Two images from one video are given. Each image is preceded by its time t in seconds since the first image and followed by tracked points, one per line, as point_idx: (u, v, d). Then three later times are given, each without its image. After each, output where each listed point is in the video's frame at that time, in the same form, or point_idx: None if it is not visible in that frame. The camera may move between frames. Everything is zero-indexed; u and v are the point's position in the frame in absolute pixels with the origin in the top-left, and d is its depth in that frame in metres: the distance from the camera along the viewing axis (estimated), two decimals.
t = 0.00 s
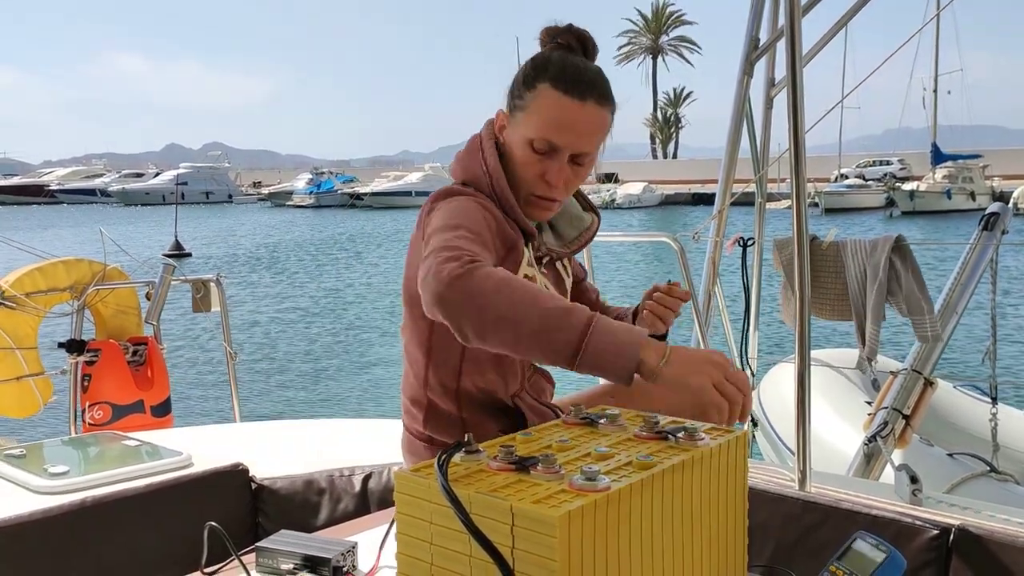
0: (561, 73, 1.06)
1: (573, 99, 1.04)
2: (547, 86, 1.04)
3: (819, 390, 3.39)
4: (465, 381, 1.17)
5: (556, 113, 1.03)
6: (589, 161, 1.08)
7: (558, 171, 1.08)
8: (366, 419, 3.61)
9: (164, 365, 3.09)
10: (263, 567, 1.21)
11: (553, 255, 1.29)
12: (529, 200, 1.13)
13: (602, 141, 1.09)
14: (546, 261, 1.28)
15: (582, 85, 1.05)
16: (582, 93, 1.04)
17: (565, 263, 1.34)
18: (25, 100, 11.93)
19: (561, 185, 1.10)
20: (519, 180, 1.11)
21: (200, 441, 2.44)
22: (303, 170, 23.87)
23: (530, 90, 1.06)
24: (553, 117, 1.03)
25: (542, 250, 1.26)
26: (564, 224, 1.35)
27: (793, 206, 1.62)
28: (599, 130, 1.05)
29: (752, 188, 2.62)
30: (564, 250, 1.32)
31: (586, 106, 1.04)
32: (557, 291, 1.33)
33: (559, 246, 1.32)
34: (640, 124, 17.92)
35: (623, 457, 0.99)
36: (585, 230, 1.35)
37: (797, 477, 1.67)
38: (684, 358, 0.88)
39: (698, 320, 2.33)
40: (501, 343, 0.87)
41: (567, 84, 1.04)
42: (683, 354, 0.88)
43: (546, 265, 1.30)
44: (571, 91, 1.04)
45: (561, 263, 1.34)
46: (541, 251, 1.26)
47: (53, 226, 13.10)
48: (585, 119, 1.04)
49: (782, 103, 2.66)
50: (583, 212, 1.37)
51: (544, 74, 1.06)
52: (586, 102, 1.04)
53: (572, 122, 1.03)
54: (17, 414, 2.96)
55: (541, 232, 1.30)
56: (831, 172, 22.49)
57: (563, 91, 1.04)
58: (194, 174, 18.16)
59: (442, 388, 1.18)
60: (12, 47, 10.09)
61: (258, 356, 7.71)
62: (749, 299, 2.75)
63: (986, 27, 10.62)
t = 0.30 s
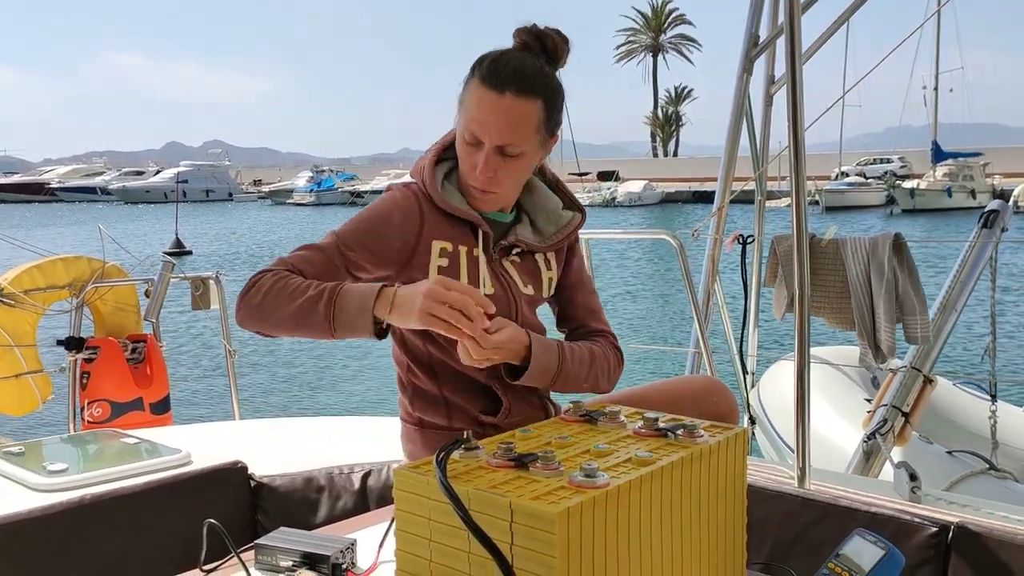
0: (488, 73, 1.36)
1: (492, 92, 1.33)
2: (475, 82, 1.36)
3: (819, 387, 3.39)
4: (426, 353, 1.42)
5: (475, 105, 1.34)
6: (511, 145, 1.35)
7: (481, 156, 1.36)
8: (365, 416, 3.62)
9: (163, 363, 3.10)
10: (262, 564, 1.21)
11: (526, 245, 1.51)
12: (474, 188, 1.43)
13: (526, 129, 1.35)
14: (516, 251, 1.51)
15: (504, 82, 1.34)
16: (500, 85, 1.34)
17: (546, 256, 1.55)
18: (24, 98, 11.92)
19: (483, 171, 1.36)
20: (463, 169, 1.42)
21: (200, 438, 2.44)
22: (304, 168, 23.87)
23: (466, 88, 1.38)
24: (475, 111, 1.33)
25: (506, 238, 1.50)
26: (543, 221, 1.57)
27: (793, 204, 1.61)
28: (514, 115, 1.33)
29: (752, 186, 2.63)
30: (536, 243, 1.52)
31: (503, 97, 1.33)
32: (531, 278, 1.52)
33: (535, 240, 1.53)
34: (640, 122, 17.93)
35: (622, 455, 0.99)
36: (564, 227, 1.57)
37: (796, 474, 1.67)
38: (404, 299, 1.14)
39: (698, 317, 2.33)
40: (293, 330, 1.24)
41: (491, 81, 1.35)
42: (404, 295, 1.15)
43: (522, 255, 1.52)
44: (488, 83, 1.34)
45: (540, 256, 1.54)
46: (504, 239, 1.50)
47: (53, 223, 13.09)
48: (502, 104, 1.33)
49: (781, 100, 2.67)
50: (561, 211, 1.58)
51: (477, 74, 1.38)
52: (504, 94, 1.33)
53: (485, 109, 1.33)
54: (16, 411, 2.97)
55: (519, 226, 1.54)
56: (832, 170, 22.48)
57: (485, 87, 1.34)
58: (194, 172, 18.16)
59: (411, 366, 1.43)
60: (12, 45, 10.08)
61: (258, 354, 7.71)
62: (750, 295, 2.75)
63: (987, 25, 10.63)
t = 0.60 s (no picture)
0: (400, 73, 1.34)
1: (403, 90, 1.31)
2: (391, 83, 1.34)
3: (819, 384, 3.40)
4: (389, 357, 1.43)
5: (391, 105, 1.32)
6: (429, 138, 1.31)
7: (401, 154, 1.32)
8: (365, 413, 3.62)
9: (162, 360, 3.11)
10: (263, 562, 1.22)
11: (472, 236, 1.45)
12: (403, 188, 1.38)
13: (442, 122, 1.32)
14: (463, 244, 1.44)
15: (417, 79, 1.32)
16: (413, 82, 1.32)
17: (494, 248, 1.49)
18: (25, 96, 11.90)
19: (405, 169, 1.32)
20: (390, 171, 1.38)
21: (201, 435, 2.44)
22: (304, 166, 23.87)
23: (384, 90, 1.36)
24: (391, 113, 1.31)
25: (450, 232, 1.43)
26: (486, 212, 1.50)
27: (793, 202, 1.61)
28: (429, 110, 1.31)
29: (752, 184, 2.63)
30: (483, 235, 1.46)
31: (416, 93, 1.31)
32: (478, 270, 1.46)
33: (483, 232, 1.47)
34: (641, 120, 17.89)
35: (621, 451, 0.99)
36: (508, 214, 1.51)
37: (796, 471, 1.67)
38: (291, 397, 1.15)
39: (698, 316, 2.33)
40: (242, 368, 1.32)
41: (404, 79, 1.33)
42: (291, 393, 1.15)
43: (468, 249, 1.46)
44: (400, 83, 1.32)
45: (487, 248, 1.48)
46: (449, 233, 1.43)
47: (53, 221, 13.07)
48: (413, 100, 1.30)
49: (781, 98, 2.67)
50: (502, 200, 1.52)
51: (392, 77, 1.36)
52: (416, 90, 1.31)
53: (398, 109, 1.31)
54: (16, 409, 2.97)
55: (465, 219, 1.47)
56: (832, 167, 22.50)
57: (398, 86, 1.32)
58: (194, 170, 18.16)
59: (378, 373, 1.45)
60: (12, 43, 10.06)
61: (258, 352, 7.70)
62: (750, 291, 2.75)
63: (987, 23, 10.67)
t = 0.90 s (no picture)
0: (350, 88, 1.27)
1: (355, 106, 1.25)
2: (341, 100, 1.28)
3: (818, 382, 3.40)
4: (370, 373, 1.42)
5: (343, 123, 1.26)
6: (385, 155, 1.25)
7: (357, 170, 1.26)
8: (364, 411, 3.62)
9: (162, 360, 3.10)
10: (263, 561, 1.23)
11: (439, 242, 1.40)
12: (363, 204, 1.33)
13: (398, 137, 1.26)
14: (430, 251, 1.40)
15: (370, 92, 1.25)
16: (364, 97, 1.26)
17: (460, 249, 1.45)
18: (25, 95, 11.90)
19: (363, 185, 1.27)
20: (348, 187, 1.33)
21: (201, 434, 2.44)
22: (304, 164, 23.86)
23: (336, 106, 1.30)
24: (344, 131, 1.26)
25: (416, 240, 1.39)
26: (450, 214, 1.46)
27: (793, 200, 1.61)
28: (383, 125, 1.25)
29: (752, 182, 2.63)
30: (449, 240, 1.42)
31: (367, 110, 1.24)
32: (447, 276, 1.42)
33: (449, 236, 1.42)
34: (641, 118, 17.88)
35: (622, 451, 0.99)
36: (473, 215, 1.47)
37: (796, 470, 1.67)
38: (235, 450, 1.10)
39: (698, 316, 2.33)
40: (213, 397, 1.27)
41: (354, 94, 1.26)
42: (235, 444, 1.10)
43: (434, 254, 1.41)
44: (351, 99, 1.26)
45: (454, 251, 1.43)
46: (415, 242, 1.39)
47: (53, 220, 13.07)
48: (365, 117, 1.24)
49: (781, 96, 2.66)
50: (464, 200, 1.47)
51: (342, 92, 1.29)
52: (368, 106, 1.25)
53: (351, 126, 1.25)
54: (16, 409, 2.97)
55: (430, 225, 1.42)
56: (832, 165, 22.52)
57: (349, 102, 1.26)
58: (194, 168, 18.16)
59: (361, 390, 1.43)
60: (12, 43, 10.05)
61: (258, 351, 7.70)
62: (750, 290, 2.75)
63: (988, 21, 10.67)
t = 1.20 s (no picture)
0: (331, 99, 1.25)
1: (338, 120, 1.23)
2: (323, 113, 1.26)
3: (817, 380, 3.40)
4: (364, 383, 1.43)
5: (327, 138, 1.24)
6: (373, 168, 1.25)
7: (344, 183, 1.26)
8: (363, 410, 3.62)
9: (162, 359, 3.11)
10: (261, 559, 1.23)
11: (429, 248, 1.41)
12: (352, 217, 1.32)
13: (385, 148, 1.26)
14: (420, 258, 1.40)
15: (353, 105, 1.24)
16: (347, 110, 1.24)
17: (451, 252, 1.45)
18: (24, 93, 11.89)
19: (350, 199, 1.26)
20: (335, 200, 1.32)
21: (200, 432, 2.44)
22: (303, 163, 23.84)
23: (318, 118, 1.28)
24: (328, 145, 1.24)
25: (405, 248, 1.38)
26: (437, 219, 1.46)
27: (792, 199, 1.61)
28: (370, 139, 1.24)
29: (751, 181, 2.63)
30: (437, 246, 1.42)
31: (351, 123, 1.23)
32: (440, 282, 1.43)
33: (437, 241, 1.43)
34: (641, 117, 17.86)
35: (621, 449, 0.99)
36: (461, 219, 1.47)
37: (795, 469, 1.67)
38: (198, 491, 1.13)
39: (698, 315, 2.33)
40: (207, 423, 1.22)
41: (337, 106, 1.24)
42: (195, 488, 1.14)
43: (423, 261, 1.41)
44: (334, 111, 1.24)
45: (444, 256, 1.44)
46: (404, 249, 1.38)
47: (52, 219, 13.06)
48: (350, 131, 1.22)
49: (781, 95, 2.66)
50: (451, 204, 1.48)
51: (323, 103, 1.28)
52: (352, 120, 1.23)
53: (335, 141, 1.23)
54: (14, 408, 2.97)
55: (418, 230, 1.42)
56: (831, 163, 22.50)
57: (331, 116, 1.24)
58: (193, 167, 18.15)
59: (358, 399, 1.45)
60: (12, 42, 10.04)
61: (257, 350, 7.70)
62: (750, 289, 2.75)
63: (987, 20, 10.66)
